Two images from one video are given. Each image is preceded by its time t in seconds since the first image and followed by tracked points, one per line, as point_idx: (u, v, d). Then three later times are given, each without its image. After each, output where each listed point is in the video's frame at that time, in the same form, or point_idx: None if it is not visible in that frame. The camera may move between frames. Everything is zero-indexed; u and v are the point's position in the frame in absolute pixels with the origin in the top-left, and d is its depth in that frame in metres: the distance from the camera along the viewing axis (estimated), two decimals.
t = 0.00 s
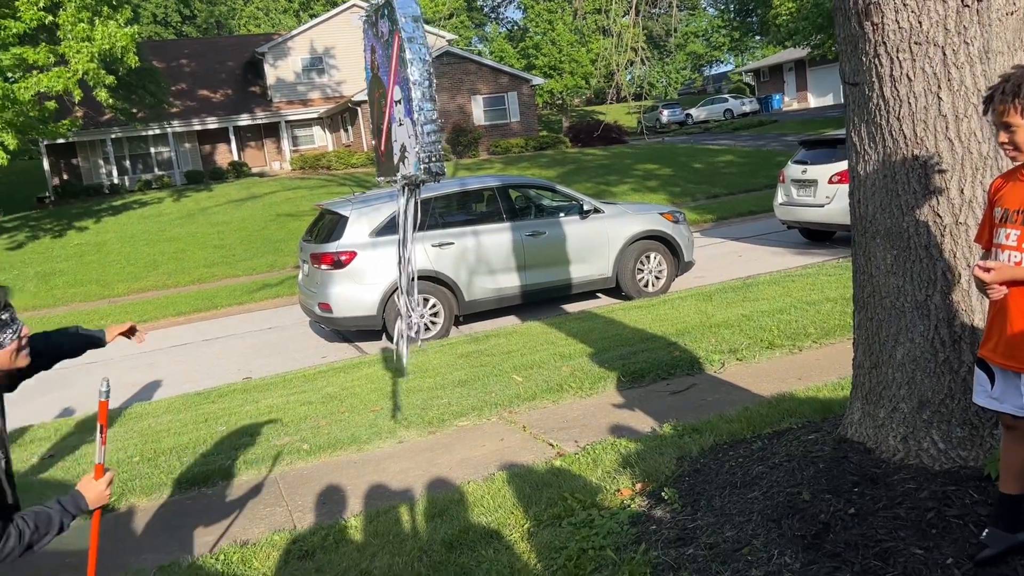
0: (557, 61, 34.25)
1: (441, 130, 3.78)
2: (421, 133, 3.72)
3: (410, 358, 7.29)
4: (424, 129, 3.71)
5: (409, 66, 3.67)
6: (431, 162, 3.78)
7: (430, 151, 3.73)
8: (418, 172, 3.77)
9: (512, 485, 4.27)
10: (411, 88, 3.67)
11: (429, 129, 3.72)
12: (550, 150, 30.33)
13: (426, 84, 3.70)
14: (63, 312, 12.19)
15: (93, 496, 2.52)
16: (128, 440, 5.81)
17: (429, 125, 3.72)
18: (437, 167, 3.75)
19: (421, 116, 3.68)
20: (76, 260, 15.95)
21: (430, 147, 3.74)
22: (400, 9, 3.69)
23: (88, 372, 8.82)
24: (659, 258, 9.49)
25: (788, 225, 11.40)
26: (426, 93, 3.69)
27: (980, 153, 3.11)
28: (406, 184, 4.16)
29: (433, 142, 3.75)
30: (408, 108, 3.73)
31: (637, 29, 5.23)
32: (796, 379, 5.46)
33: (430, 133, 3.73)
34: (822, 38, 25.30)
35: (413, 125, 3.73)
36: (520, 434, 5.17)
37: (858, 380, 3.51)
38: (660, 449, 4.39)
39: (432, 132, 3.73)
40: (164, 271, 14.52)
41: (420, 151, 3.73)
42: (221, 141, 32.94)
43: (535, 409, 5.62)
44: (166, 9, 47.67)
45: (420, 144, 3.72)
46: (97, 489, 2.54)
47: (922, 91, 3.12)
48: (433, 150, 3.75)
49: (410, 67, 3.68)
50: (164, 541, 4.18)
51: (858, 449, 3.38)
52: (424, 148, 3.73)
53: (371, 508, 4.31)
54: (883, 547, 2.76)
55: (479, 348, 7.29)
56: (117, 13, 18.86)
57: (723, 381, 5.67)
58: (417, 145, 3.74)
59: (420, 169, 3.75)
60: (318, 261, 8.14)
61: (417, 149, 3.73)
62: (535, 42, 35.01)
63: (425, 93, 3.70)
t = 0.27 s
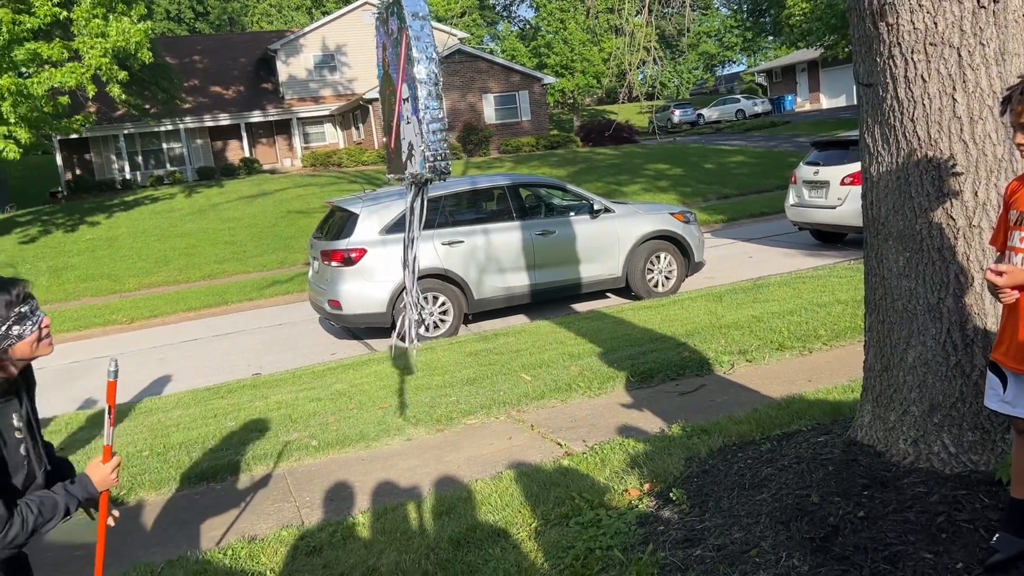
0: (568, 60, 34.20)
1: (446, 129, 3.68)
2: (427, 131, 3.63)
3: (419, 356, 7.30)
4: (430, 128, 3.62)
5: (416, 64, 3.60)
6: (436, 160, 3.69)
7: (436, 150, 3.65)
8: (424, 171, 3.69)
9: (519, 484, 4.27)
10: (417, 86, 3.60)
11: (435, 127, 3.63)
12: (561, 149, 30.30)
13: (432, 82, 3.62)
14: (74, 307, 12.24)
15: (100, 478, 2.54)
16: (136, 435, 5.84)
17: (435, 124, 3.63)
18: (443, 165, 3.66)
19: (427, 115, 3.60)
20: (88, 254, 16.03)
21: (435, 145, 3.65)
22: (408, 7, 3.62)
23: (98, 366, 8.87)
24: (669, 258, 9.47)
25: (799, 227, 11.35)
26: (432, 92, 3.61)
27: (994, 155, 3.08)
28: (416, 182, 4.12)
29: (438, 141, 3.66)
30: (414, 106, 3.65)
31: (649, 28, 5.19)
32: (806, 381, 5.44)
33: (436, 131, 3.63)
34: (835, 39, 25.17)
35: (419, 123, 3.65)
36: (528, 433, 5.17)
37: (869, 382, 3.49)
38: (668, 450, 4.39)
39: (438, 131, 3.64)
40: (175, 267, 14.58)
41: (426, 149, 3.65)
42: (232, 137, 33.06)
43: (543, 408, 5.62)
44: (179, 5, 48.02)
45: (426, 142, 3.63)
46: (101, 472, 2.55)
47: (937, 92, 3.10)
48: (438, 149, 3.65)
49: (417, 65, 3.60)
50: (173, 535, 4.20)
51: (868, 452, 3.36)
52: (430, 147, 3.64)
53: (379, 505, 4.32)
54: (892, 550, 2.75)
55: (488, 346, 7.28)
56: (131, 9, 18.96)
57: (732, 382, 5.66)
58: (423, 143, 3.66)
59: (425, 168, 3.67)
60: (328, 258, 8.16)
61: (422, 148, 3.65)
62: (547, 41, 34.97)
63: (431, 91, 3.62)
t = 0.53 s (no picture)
0: (576, 59, 34.16)
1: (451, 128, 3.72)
2: (433, 131, 3.65)
3: (425, 355, 7.30)
4: (436, 127, 3.65)
5: (424, 63, 3.60)
6: (442, 160, 3.72)
7: (443, 150, 3.68)
8: (429, 171, 3.71)
9: (525, 484, 4.27)
10: (425, 85, 3.59)
11: (441, 127, 3.65)
12: (568, 149, 30.28)
13: (439, 82, 3.63)
14: (83, 303, 12.30)
15: (108, 414, 2.78)
16: (144, 431, 5.86)
17: (441, 123, 3.66)
18: (448, 166, 3.71)
19: (434, 115, 3.61)
20: (97, 250, 16.10)
21: (441, 145, 3.68)
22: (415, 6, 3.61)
23: (106, 362, 8.90)
24: (676, 258, 9.46)
25: (807, 228, 11.31)
26: (439, 91, 3.61)
27: (1006, 158, 3.06)
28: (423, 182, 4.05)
29: (444, 140, 3.69)
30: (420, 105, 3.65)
31: (659, 28, 5.17)
32: (812, 383, 5.42)
33: (443, 131, 3.66)
34: (845, 39, 25.09)
35: (425, 122, 3.66)
36: (534, 433, 5.17)
37: (876, 385, 3.48)
38: (674, 451, 4.38)
39: (444, 130, 3.67)
40: (182, 264, 14.62)
41: (432, 149, 3.67)
42: (241, 135, 33.16)
43: (549, 408, 5.61)
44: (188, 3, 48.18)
45: (431, 142, 3.66)
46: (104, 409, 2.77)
47: (947, 94, 3.08)
48: (444, 149, 3.69)
49: (425, 65, 3.60)
50: (179, 531, 4.21)
51: (875, 455, 3.35)
52: (436, 147, 3.67)
53: (384, 503, 4.33)
54: (899, 555, 2.74)
55: (494, 345, 7.28)
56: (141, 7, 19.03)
57: (739, 383, 5.65)
58: (428, 143, 3.67)
59: (431, 168, 3.70)
60: (335, 256, 8.18)
61: (428, 148, 3.67)
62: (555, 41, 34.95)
63: (437, 90, 3.63)
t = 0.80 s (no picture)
0: (583, 59, 34.14)
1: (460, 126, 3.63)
2: (441, 130, 3.58)
3: (431, 354, 7.30)
4: (445, 126, 3.57)
5: (432, 62, 3.54)
6: (450, 160, 3.62)
7: (451, 148, 3.59)
8: (438, 170, 3.62)
9: (530, 483, 4.27)
10: (433, 84, 3.54)
11: (450, 126, 3.58)
12: (574, 148, 30.26)
13: (448, 81, 3.57)
14: (90, 301, 12.34)
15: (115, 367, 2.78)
16: (150, 429, 5.87)
17: (450, 123, 3.59)
18: (457, 165, 3.61)
19: (443, 113, 3.54)
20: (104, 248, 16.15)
21: (450, 144, 3.60)
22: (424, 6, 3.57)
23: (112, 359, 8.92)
24: (682, 258, 9.44)
25: (814, 228, 11.28)
26: (447, 90, 3.55)
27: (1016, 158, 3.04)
28: (431, 182, 3.98)
29: (453, 138, 3.60)
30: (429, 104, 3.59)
31: (666, 27, 5.15)
32: (819, 384, 5.41)
33: (451, 129, 3.58)
34: (853, 39, 25.01)
35: (434, 122, 3.59)
36: (540, 432, 5.17)
37: (884, 385, 3.47)
38: (680, 451, 4.37)
39: (453, 129, 3.59)
40: (189, 262, 14.65)
41: (440, 148, 3.58)
42: (247, 133, 33.22)
43: (555, 407, 5.61)
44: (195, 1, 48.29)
45: (440, 140, 3.58)
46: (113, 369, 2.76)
47: (957, 94, 3.07)
48: (453, 147, 3.60)
49: (433, 64, 3.54)
50: (185, 528, 4.22)
51: (882, 456, 3.34)
52: (444, 145, 3.59)
53: (390, 502, 4.33)
54: (906, 556, 2.73)
55: (500, 344, 7.28)
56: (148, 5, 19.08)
57: (745, 384, 5.63)
58: (437, 141, 3.60)
59: (439, 167, 3.60)
60: (341, 254, 8.18)
61: (437, 147, 3.59)
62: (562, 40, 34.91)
63: (446, 89, 3.57)
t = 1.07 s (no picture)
0: (586, 58, 34.14)
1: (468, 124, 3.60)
2: (449, 128, 3.55)
3: (435, 352, 7.30)
4: (453, 124, 3.54)
5: (440, 60, 3.51)
6: (458, 158, 3.58)
7: (460, 146, 3.56)
8: (447, 169, 3.60)
9: (533, 482, 4.27)
10: (441, 82, 3.51)
11: (458, 124, 3.54)
12: (578, 147, 30.26)
13: (455, 79, 3.54)
14: (95, 299, 12.36)
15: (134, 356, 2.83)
16: (154, 427, 5.88)
17: (458, 121, 3.56)
18: (465, 163, 3.58)
19: (450, 112, 3.52)
20: (108, 247, 16.18)
21: (458, 142, 3.57)
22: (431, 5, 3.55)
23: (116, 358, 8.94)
24: (686, 257, 9.43)
25: (818, 227, 11.26)
26: (455, 88, 3.53)
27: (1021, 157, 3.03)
28: (440, 181, 3.95)
29: (461, 137, 3.58)
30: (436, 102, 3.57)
31: (669, 26, 5.13)
32: (823, 383, 5.40)
33: (459, 127, 3.55)
34: (857, 38, 24.96)
35: (442, 120, 3.56)
36: (543, 431, 5.17)
37: (888, 385, 3.47)
38: (684, 450, 4.37)
39: (461, 127, 3.56)
40: (193, 260, 14.68)
41: (449, 146, 3.56)
42: (251, 132, 33.26)
43: (558, 406, 5.61)
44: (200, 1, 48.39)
45: (448, 138, 3.55)
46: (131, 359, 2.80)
47: (961, 93, 3.06)
48: (461, 146, 3.57)
49: (441, 61, 3.51)
50: (189, 527, 4.23)
51: (886, 456, 3.34)
52: (452, 143, 3.56)
53: (393, 501, 4.33)
54: (909, 556, 2.73)
55: (503, 343, 7.28)
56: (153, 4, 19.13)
57: (749, 383, 5.63)
58: (445, 139, 3.57)
59: (448, 166, 3.58)
60: (345, 253, 8.19)
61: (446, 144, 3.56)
62: (565, 38, 34.90)
63: (454, 88, 3.54)
